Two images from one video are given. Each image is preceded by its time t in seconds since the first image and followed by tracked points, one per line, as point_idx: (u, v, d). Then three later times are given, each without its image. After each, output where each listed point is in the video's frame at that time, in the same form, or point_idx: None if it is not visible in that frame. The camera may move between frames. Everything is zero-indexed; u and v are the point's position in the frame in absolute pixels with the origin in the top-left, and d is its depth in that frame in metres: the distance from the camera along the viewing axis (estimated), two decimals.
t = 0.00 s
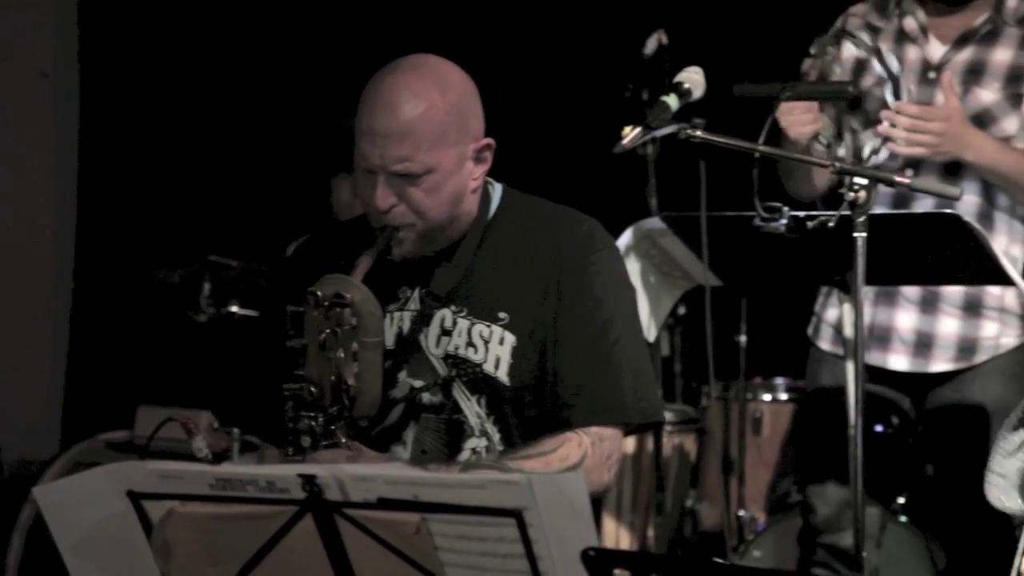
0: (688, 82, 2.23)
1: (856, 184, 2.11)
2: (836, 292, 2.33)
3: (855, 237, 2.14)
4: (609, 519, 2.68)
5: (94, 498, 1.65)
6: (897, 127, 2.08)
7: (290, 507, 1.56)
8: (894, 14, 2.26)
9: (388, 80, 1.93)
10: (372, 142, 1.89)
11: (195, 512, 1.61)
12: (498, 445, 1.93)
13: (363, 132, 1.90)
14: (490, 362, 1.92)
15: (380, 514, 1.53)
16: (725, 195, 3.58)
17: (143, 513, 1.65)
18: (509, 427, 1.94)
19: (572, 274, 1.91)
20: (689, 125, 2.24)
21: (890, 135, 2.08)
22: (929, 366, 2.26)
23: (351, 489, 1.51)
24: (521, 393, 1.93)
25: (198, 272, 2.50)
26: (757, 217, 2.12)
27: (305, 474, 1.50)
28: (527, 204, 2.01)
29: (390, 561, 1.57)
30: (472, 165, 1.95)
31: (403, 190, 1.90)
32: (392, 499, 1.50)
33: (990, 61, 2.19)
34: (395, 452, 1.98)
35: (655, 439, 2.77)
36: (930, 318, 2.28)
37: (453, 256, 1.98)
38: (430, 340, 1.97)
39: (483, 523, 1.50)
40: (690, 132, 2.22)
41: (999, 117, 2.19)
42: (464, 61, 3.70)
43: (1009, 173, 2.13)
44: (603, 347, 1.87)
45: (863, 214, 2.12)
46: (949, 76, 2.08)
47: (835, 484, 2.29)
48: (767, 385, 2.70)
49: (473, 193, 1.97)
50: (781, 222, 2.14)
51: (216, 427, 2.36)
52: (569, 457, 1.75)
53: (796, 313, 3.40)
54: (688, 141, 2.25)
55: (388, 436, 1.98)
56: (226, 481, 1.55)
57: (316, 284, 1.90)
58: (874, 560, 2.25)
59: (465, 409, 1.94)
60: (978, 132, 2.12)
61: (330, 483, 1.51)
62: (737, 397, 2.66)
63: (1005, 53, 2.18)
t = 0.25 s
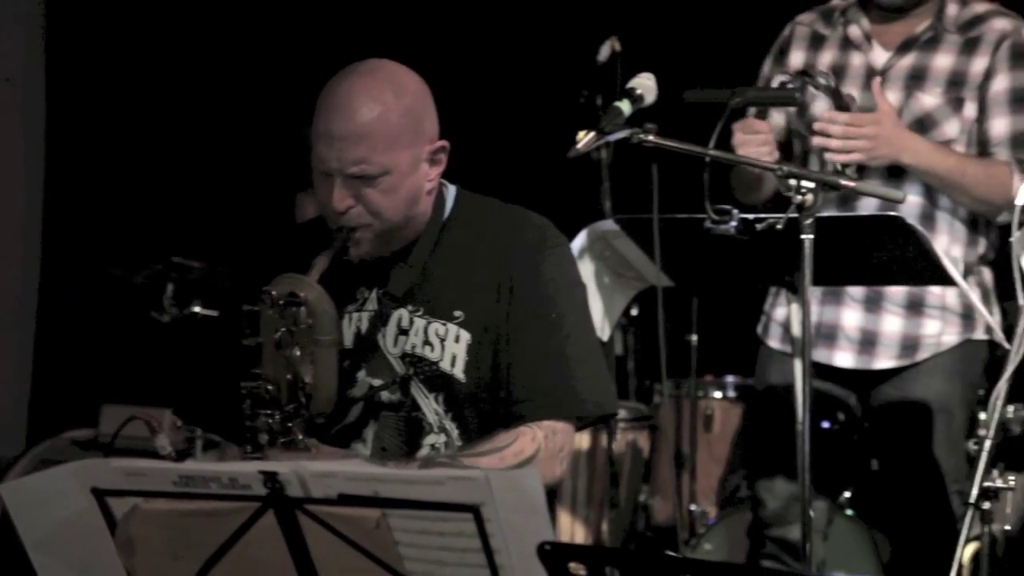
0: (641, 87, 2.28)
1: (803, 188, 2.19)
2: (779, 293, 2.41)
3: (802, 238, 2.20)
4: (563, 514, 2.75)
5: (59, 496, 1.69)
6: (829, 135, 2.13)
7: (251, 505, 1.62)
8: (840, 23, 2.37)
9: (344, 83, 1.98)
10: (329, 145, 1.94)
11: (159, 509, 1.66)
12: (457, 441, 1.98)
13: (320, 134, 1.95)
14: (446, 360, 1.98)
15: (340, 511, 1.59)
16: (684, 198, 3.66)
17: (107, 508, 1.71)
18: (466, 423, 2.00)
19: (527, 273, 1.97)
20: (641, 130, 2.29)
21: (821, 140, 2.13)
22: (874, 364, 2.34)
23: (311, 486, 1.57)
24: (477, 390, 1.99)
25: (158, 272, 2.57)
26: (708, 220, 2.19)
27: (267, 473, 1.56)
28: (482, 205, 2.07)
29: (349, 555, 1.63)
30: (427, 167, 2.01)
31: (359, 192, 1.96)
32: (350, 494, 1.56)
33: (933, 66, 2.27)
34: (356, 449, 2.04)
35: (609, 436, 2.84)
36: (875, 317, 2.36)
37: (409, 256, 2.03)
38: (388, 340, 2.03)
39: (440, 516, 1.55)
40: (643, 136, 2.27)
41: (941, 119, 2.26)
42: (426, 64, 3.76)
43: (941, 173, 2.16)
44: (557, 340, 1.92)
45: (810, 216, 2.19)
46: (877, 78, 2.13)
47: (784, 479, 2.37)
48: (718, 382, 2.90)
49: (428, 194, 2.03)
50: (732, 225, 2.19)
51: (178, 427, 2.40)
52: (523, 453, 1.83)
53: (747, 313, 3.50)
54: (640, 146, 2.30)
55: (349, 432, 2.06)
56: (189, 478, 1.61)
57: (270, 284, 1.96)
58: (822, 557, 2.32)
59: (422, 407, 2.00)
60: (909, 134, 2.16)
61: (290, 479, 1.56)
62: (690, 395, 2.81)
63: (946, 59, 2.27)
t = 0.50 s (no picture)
0: (600, 93, 2.36)
1: (758, 192, 2.25)
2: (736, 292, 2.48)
3: (755, 240, 2.28)
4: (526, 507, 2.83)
5: (32, 493, 1.75)
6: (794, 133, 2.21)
7: (222, 500, 1.68)
8: (791, 33, 2.50)
9: (310, 92, 2.04)
10: (296, 150, 2.00)
11: (129, 504, 1.72)
12: (427, 438, 2.04)
13: (287, 141, 2.01)
14: (416, 360, 2.04)
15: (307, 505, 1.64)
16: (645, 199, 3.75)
17: (79, 505, 1.76)
18: (436, 421, 2.06)
19: (490, 275, 2.04)
20: (600, 135, 2.36)
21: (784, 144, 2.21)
22: (824, 360, 2.44)
23: (279, 482, 1.63)
24: (444, 389, 2.05)
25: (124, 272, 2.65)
26: (665, 222, 2.25)
27: (236, 468, 1.62)
28: (445, 206, 2.13)
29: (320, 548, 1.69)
30: (392, 172, 2.07)
31: (326, 198, 2.02)
32: (316, 490, 1.62)
33: (881, 75, 2.40)
34: (327, 448, 2.09)
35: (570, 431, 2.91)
36: (826, 317, 2.45)
37: (375, 260, 2.10)
38: (357, 342, 2.08)
39: (403, 510, 1.63)
40: (602, 140, 2.35)
41: (889, 124, 2.38)
42: (392, 67, 3.82)
43: (896, 175, 2.25)
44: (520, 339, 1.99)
45: (764, 218, 2.24)
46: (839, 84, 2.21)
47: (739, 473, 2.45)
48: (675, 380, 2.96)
49: (393, 199, 2.08)
50: (688, 227, 2.27)
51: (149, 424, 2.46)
52: (488, 444, 1.90)
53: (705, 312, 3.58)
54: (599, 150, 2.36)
55: (319, 432, 2.10)
56: (159, 474, 1.66)
57: (234, 291, 2.00)
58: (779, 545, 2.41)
59: (393, 406, 2.06)
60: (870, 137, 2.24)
61: (257, 475, 1.63)
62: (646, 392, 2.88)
63: (894, 68, 2.40)
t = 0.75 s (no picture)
0: (560, 99, 2.43)
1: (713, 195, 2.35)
2: (694, 292, 2.55)
3: (712, 240, 2.36)
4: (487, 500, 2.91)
5: (8, 487, 1.82)
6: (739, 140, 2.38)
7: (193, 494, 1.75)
8: (746, 42, 2.62)
9: (279, 94, 2.11)
10: (266, 152, 2.07)
11: (102, 498, 1.79)
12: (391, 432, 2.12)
13: (256, 142, 2.07)
14: (380, 356, 2.11)
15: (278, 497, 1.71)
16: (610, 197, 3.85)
17: (53, 500, 1.83)
18: (399, 414, 2.13)
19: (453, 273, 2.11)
20: (562, 139, 2.43)
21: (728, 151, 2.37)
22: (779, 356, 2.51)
23: (249, 476, 1.70)
24: (407, 382, 2.12)
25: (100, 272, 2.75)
26: (626, 223, 2.34)
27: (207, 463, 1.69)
28: (405, 205, 2.20)
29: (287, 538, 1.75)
30: (358, 175, 2.13)
31: (295, 199, 2.08)
32: (286, 484, 1.69)
33: (831, 82, 2.52)
34: (293, 442, 2.16)
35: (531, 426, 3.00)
36: (779, 316, 2.53)
37: (338, 258, 2.16)
38: (321, 337, 2.15)
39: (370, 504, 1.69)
40: (563, 145, 2.41)
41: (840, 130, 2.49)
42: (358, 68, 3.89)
43: (838, 180, 2.37)
44: (481, 335, 2.07)
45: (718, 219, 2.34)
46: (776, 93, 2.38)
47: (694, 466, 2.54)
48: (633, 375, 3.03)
49: (358, 200, 2.15)
50: (646, 228, 2.35)
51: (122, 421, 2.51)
52: (452, 435, 1.98)
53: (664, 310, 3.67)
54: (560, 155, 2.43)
55: (286, 426, 2.17)
56: (131, 469, 1.74)
57: (213, 289, 2.09)
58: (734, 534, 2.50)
59: (357, 400, 2.13)
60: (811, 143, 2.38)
61: (228, 470, 1.70)
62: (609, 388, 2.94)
63: (843, 76, 2.52)
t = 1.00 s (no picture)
0: (523, 104, 2.50)
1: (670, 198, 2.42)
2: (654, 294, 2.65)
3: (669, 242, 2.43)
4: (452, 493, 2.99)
5: None
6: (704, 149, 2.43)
7: (163, 489, 1.81)
8: (702, 50, 2.74)
9: (244, 101, 2.18)
10: (229, 157, 2.14)
11: (75, 494, 1.85)
12: (352, 427, 2.19)
13: (221, 148, 2.15)
14: (343, 354, 2.18)
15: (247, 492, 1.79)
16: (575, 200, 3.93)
17: (29, 494, 1.89)
18: (360, 410, 2.20)
19: (415, 275, 2.18)
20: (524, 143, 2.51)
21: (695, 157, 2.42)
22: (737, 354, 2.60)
23: (220, 471, 1.77)
24: (368, 380, 2.19)
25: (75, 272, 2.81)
26: (585, 226, 2.42)
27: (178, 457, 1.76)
28: (368, 207, 2.27)
29: (251, 531, 1.83)
30: (320, 178, 2.20)
31: (257, 202, 2.15)
32: (256, 479, 1.77)
33: (786, 89, 2.65)
34: (259, 439, 2.25)
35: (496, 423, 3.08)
36: (739, 315, 2.62)
37: (304, 259, 2.23)
38: (286, 336, 2.23)
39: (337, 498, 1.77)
40: (526, 149, 2.49)
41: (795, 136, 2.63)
42: (329, 69, 3.95)
43: (801, 185, 2.47)
44: (441, 336, 2.14)
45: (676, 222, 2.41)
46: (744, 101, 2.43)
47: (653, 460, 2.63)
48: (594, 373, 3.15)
49: (321, 202, 2.22)
50: (607, 230, 2.43)
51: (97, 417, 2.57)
52: (413, 434, 2.05)
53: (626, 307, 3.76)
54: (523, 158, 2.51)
55: (253, 423, 2.26)
56: (105, 464, 1.81)
57: (174, 292, 2.15)
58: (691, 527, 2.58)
59: (320, 398, 2.21)
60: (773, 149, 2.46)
61: (200, 465, 1.76)
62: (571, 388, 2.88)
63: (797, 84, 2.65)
